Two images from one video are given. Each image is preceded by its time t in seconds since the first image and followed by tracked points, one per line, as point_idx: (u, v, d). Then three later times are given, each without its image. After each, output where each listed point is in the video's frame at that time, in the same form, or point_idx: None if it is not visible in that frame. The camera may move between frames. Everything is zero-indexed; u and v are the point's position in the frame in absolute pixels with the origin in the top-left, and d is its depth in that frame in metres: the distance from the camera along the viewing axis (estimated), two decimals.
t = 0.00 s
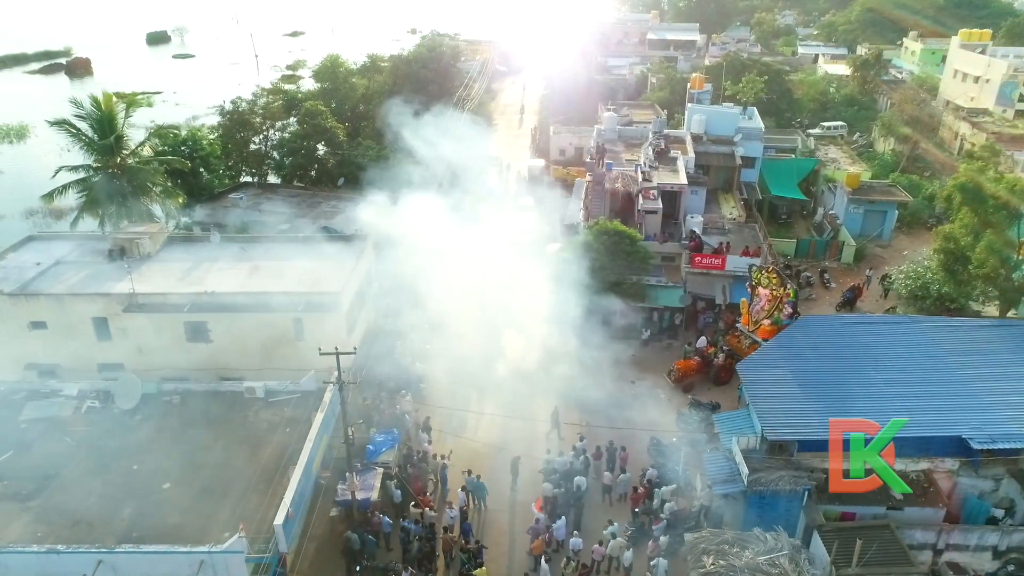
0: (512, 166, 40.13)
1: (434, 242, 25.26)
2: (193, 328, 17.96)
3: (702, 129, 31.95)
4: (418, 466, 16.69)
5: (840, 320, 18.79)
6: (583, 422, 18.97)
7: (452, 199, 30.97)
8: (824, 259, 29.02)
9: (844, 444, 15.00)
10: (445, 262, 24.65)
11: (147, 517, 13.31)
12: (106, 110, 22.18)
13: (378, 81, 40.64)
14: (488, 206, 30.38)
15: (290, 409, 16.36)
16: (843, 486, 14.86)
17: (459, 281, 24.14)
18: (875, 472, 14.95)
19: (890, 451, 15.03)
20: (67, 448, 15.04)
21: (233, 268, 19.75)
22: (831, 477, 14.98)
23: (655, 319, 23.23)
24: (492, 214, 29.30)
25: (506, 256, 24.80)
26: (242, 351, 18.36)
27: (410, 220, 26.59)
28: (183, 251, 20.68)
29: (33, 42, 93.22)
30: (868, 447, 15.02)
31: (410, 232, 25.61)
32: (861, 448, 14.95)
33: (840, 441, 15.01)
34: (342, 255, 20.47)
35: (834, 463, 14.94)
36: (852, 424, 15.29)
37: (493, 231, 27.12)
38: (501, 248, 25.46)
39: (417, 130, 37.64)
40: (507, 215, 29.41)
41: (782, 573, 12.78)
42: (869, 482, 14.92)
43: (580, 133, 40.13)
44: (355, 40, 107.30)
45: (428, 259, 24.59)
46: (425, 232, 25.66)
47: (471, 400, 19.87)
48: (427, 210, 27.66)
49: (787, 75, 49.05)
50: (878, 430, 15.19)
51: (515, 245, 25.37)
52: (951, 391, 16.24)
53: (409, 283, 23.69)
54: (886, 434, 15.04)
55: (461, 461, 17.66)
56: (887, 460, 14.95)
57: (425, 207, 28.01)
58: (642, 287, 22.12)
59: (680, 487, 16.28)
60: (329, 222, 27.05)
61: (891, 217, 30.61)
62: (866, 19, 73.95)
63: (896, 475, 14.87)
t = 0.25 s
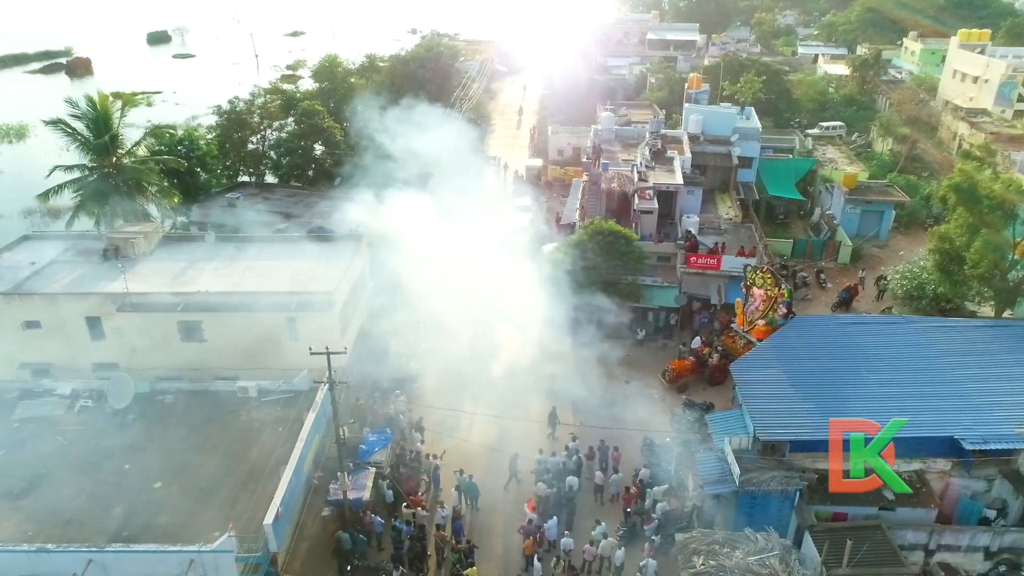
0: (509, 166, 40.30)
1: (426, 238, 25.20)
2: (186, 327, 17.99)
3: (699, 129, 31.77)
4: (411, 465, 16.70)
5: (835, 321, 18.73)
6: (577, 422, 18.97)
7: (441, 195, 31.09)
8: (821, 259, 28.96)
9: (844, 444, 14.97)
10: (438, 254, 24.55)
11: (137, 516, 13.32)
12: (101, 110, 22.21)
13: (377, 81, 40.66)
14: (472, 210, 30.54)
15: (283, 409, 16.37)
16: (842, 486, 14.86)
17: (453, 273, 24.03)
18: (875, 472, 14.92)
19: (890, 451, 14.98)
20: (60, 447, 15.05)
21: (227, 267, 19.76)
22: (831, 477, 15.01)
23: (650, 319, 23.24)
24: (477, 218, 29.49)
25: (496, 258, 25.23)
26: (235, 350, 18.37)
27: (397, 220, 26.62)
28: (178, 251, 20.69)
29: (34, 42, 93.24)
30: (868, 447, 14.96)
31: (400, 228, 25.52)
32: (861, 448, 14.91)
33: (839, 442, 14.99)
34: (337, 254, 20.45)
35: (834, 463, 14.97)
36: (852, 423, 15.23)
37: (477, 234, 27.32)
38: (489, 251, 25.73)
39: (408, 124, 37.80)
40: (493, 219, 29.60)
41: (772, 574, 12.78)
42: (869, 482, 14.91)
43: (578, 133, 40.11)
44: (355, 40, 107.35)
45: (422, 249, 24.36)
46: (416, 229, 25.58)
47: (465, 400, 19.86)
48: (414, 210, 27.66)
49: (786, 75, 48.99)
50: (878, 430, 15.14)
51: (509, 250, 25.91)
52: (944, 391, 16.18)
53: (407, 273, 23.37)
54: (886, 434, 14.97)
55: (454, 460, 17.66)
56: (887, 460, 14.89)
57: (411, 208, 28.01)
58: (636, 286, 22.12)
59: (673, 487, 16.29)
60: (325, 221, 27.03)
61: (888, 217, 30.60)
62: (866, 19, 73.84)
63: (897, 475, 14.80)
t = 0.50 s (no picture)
0: (507, 166, 40.38)
1: (416, 235, 25.49)
2: (180, 327, 17.99)
3: (696, 129, 31.92)
4: (403, 466, 16.71)
5: (829, 321, 18.70)
6: (570, 422, 18.97)
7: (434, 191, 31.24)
8: (817, 259, 28.93)
9: (844, 445, 14.93)
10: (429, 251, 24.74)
11: (128, 516, 13.32)
12: (97, 109, 22.24)
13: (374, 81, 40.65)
14: (463, 207, 30.74)
15: (275, 409, 16.37)
16: (842, 486, 14.76)
17: (443, 270, 24.29)
18: (875, 472, 14.85)
19: (891, 452, 14.91)
20: (52, 447, 15.06)
21: (221, 267, 19.77)
22: (831, 476, 14.94)
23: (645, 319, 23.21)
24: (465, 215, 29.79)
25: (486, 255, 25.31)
26: (229, 350, 18.39)
27: (387, 217, 26.83)
28: (172, 251, 20.70)
29: (35, 42, 93.14)
30: (869, 447, 14.92)
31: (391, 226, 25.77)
32: (861, 448, 14.87)
33: (840, 442, 14.95)
34: (330, 254, 20.44)
35: (834, 463, 14.89)
36: (853, 423, 15.25)
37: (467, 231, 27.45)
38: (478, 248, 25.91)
39: (405, 122, 37.75)
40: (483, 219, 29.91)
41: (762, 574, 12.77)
42: (869, 481, 14.81)
43: (575, 132, 40.10)
44: (355, 40, 107.32)
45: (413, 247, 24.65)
46: (409, 226, 25.88)
47: (458, 400, 19.87)
48: (404, 208, 27.87)
49: (784, 75, 48.96)
50: (878, 430, 15.14)
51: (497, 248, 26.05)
52: (937, 392, 16.18)
53: (398, 271, 23.27)
54: (886, 434, 14.94)
55: (447, 460, 17.65)
56: (887, 460, 14.82)
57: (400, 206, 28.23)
58: (632, 287, 22.09)
59: (665, 487, 16.28)
60: (321, 220, 27.02)
61: (885, 217, 30.55)
62: (865, 20, 73.76)
63: (897, 475, 14.73)
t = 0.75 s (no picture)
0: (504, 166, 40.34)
1: (410, 226, 25.17)
2: (174, 327, 18.01)
3: (693, 130, 31.95)
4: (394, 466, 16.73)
5: (823, 322, 18.63)
6: (563, 422, 18.99)
7: (421, 191, 31.28)
8: (813, 259, 28.91)
9: (843, 444, 14.99)
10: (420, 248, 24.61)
11: (118, 516, 13.30)
12: (92, 108, 22.24)
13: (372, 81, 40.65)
14: (450, 207, 30.89)
15: (267, 408, 16.39)
16: (842, 486, 14.75)
17: (438, 264, 24.22)
18: (874, 471, 14.82)
19: (891, 452, 14.86)
20: (44, 446, 15.05)
21: (215, 267, 19.77)
22: (831, 476, 14.96)
23: (639, 319, 23.21)
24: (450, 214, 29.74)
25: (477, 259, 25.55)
26: (223, 349, 18.42)
27: (377, 208, 26.47)
28: (167, 250, 20.71)
29: (35, 42, 93.13)
30: (868, 446, 14.94)
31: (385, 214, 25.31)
32: (860, 448, 14.88)
33: (840, 441, 15.00)
34: (324, 254, 20.40)
35: (834, 464, 14.88)
36: (853, 423, 15.27)
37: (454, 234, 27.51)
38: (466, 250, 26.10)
39: (402, 122, 37.72)
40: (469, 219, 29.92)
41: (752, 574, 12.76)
42: (869, 482, 14.76)
43: (572, 132, 40.06)
44: (355, 40, 107.28)
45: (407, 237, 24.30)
46: (403, 214, 25.69)
47: (451, 400, 19.86)
48: (395, 199, 27.61)
49: (782, 75, 48.92)
50: (878, 430, 15.15)
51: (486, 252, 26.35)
52: (930, 393, 16.15)
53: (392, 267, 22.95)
54: (885, 434, 14.92)
55: (439, 460, 17.65)
56: (886, 459, 14.76)
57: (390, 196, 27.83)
58: (627, 287, 22.06)
59: (657, 487, 16.29)
60: (317, 219, 26.96)
61: (882, 217, 30.55)
62: (865, 20, 73.64)
63: (896, 474, 14.70)
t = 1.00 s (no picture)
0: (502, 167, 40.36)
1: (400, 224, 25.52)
2: (167, 327, 18.03)
3: (689, 130, 31.93)
4: (387, 466, 16.75)
5: (816, 323, 18.61)
6: (558, 422, 19.01)
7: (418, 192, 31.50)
8: (810, 259, 28.92)
9: (843, 444, 14.90)
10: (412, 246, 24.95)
11: (110, 515, 13.30)
12: (87, 108, 22.27)
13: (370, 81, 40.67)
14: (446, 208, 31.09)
15: (260, 408, 16.41)
16: (842, 486, 14.81)
17: (428, 262, 24.43)
18: (875, 471, 14.87)
19: (891, 452, 14.85)
20: (36, 446, 15.07)
21: (210, 267, 19.78)
22: (831, 476, 14.98)
23: (635, 320, 23.22)
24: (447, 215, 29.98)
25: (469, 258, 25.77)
26: (217, 349, 18.43)
27: (368, 207, 26.85)
28: (162, 250, 20.73)
29: (35, 42, 93.18)
30: (868, 446, 14.88)
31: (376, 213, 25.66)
32: (861, 448, 14.81)
33: (840, 442, 14.89)
34: (318, 254, 20.41)
35: (834, 463, 14.81)
36: (852, 423, 15.19)
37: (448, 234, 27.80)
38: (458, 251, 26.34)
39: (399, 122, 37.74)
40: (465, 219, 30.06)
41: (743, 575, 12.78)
42: (869, 482, 14.84)
43: (570, 132, 40.07)
44: (355, 40, 107.28)
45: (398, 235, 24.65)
46: (397, 218, 25.77)
47: (446, 400, 19.86)
48: (388, 201, 27.86)
49: (781, 75, 48.92)
50: (878, 430, 15.04)
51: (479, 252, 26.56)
52: (923, 394, 16.11)
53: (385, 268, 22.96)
54: (885, 435, 14.87)
55: (432, 461, 17.64)
56: (887, 459, 14.74)
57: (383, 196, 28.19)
58: (622, 287, 22.09)
59: (650, 487, 16.31)
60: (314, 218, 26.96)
61: (879, 217, 30.56)
62: (864, 20, 73.60)
63: (896, 475, 14.77)
